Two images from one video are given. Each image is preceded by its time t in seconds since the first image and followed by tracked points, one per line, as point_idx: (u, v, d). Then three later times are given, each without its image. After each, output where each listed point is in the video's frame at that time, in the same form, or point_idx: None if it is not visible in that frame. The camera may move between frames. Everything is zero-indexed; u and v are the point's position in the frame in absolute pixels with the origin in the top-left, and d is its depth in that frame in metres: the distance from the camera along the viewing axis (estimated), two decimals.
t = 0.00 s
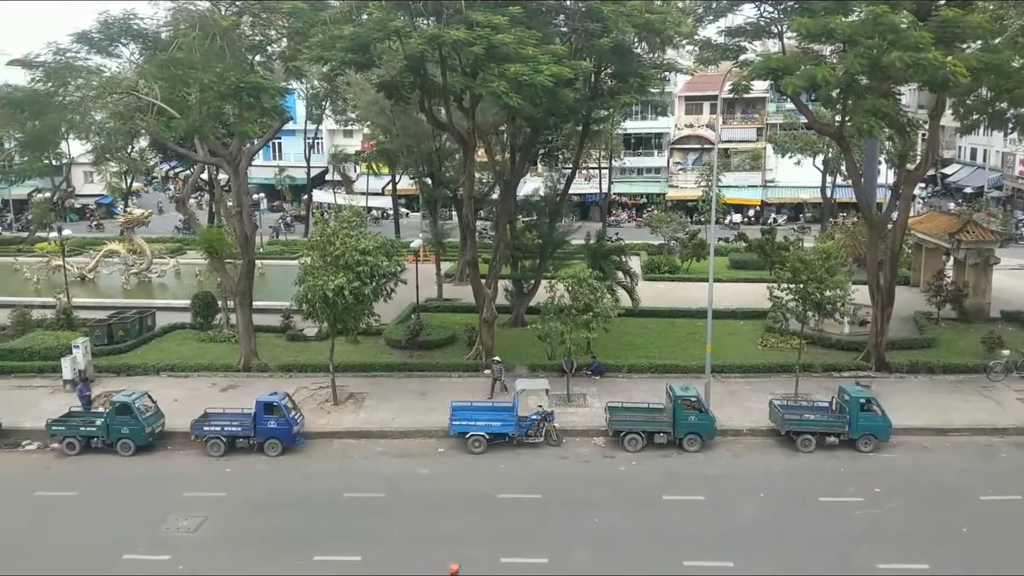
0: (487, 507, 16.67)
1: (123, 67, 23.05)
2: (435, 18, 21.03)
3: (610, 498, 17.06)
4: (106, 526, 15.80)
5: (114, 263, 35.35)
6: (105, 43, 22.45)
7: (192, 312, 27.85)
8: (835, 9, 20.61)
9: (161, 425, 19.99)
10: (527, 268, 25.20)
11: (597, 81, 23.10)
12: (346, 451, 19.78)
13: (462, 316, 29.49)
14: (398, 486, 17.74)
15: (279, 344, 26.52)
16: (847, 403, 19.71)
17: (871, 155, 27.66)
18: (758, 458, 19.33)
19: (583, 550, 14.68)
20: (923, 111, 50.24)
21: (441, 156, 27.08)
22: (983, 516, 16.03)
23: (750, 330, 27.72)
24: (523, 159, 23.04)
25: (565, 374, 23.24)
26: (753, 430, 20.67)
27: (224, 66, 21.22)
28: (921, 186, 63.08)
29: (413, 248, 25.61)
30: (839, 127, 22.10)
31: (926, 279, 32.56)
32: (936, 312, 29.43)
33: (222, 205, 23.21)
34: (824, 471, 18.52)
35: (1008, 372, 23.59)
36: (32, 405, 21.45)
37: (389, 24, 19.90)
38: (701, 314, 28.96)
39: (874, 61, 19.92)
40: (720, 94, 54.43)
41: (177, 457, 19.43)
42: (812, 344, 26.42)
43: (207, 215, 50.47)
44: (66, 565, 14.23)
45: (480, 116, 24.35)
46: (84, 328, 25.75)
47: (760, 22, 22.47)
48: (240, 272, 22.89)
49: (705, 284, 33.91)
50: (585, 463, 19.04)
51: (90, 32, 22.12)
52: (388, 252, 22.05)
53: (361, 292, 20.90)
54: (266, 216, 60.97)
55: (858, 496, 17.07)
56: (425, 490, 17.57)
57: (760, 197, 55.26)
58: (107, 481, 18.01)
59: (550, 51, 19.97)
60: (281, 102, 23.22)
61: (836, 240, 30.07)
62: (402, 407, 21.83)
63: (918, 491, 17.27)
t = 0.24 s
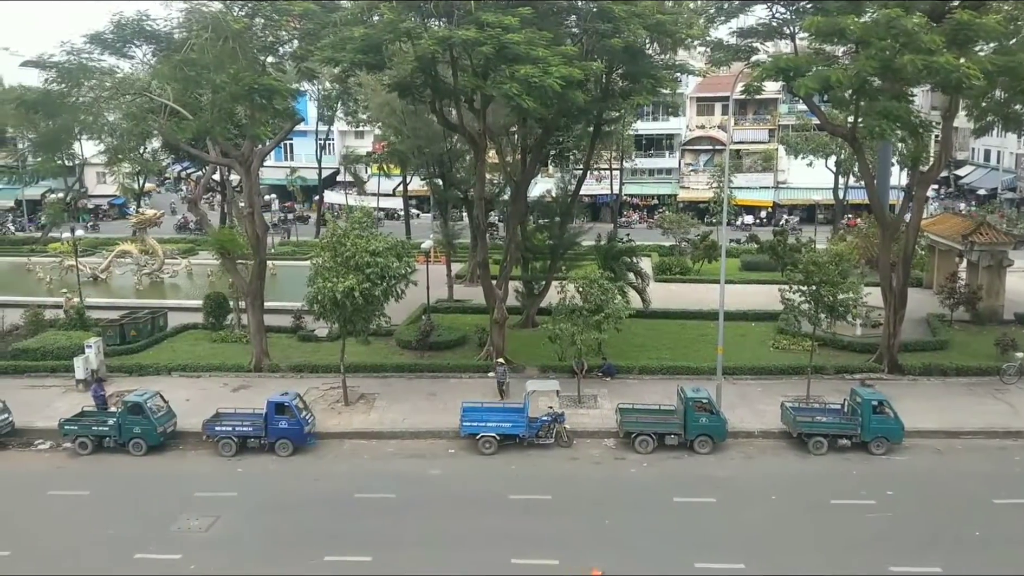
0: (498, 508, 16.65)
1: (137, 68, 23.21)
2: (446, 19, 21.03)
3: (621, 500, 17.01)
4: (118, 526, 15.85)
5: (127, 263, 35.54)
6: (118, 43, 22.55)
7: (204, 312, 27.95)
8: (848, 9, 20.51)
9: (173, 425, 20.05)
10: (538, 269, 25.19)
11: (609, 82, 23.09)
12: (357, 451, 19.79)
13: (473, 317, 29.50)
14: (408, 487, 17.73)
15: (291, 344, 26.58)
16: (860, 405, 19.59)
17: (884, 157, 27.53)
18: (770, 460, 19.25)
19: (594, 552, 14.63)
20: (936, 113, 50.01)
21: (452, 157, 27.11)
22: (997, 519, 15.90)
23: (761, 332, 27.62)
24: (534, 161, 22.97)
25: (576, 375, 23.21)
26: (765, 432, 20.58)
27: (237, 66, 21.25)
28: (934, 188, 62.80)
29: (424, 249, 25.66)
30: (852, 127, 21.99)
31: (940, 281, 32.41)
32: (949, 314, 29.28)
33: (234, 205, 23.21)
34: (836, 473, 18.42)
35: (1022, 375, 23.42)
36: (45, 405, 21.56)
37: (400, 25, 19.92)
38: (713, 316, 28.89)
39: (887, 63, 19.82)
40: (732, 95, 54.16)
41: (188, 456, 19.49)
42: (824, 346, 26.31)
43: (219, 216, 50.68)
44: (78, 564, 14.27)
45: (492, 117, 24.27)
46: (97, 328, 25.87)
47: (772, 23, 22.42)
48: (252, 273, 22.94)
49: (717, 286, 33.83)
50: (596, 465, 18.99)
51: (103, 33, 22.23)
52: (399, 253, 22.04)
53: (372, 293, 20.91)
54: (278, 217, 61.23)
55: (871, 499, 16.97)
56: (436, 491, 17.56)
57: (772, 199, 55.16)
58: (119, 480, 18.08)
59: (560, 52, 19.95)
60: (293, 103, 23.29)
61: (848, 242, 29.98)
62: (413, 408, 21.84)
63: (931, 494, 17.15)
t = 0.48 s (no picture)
0: (508, 510, 16.62)
1: (150, 69, 23.37)
2: (457, 21, 21.03)
3: (632, 502, 16.96)
4: (129, 525, 15.90)
5: (140, 264, 35.75)
6: (132, 45, 22.75)
7: (216, 313, 28.06)
8: (861, 9, 20.42)
9: (185, 424, 20.11)
10: (549, 271, 25.16)
11: (620, 83, 23.08)
12: (368, 452, 19.80)
13: (484, 318, 29.51)
14: (419, 488, 17.72)
15: (302, 345, 26.64)
16: (872, 409, 19.48)
17: (897, 159, 27.41)
18: (782, 463, 19.16)
19: (605, 555, 14.59)
20: (950, 115, 49.74)
21: (464, 159, 27.15)
22: (1011, 524, 15.76)
23: (773, 334, 27.52)
24: (546, 163, 22.95)
25: (587, 377, 23.18)
26: (777, 435, 20.50)
27: (251, 67, 21.36)
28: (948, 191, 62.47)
29: (435, 250, 25.71)
30: (866, 129, 21.89)
31: (954, 284, 32.28)
32: (963, 317, 29.18)
33: (247, 206, 23.27)
34: (848, 477, 18.32)
35: None
36: (58, 404, 21.68)
37: (412, 27, 19.96)
38: (725, 318, 28.81)
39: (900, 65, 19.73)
40: (746, 96, 53.93)
41: (200, 456, 19.55)
42: (837, 348, 26.20)
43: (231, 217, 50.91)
44: (90, 564, 14.32)
45: (504, 119, 24.26)
46: (110, 328, 26.00)
47: (785, 24, 22.37)
48: (264, 273, 23.00)
49: (728, 288, 33.75)
50: (607, 467, 18.95)
51: (117, 34, 22.43)
52: (410, 254, 22.01)
53: (383, 294, 20.94)
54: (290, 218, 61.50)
55: (883, 502, 16.86)
56: (446, 492, 17.55)
57: (784, 201, 55.03)
58: (131, 480, 18.14)
59: (572, 54, 19.94)
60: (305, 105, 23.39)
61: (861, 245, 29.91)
62: (424, 409, 21.85)
63: (944, 498, 17.02)
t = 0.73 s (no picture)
0: (518, 511, 16.60)
1: (163, 70, 23.40)
2: (469, 23, 21.03)
3: (642, 505, 16.91)
4: (140, 524, 15.94)
5: (152, 264, 35.92)
6: (145, 46, 22.76)
7: (228, 313, 28.15)
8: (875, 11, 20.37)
9: (196, 424, 20.17)
10: (559, 273, 25.13)
11: (631, 85, 23.07)
12: (378, 453, 19.82)
13: (494, 320, 29.52)
14: (428, 489, 17.72)
15: (313, 346, 26.69)
16: (884, 412, 19.39)
17: (909, 162, 27.29)
18: (793, 466, 19.08)
19: (615, 557, 14.55)
20: (963, 118, 49.51)
21: (475, 161, 27.16)
22: None
23: (784, 337, 27.44)
24: (556, 164, 22.95)
25: (597, 379, 23.15)
26: (788, 438, 20.42)
27: (263, 69, 21.38)
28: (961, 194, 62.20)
29: (446, 252, 25.74)
30: (878, 132, 21.80)
31: (966, 287, 32.12)
32: (975, 321, 29.02)
33: (259, 208, 23.32)
34: (859, 480, 18.23)
35: None
36: (71, 403, 21.77)
37: (424, 28, 19.99)
38: (735, 321, 28.74)
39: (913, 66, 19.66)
40: (758, 98, 53.83)
41: (210, 456, 19.60)
42: (849, 352, 26.10)
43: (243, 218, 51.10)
44: (100, 562, 14.36)
45: (515, 120, 24.26)
46: (122, 328, 26.12)
47: (798, 26, 22.32)
48: (275, 274, 23.05)
49: (739, 290, 33.67)
50: (617, 469, 18.91)
51: (130, 36, 22.46)
52: (421, 255, 22.03)
53: (394, 294, 20.95)
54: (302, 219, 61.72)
55: (894, 506, 16.77)
56: (455, 493, 17.54)
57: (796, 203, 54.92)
58: (142, 479, 18.20)
59: (583, 55, 19.91)
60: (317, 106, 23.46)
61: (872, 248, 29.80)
62: (434, 410, 21.85)
63: (956, 502, 16.92)
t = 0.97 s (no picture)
0: (528, 514, 16.57)
1: (177, 72, 23.36)
2: (481, 25, 21.00)
3: (653, 508, 16.86)
4: (152, 524, 15.99)
5: (164, 265, 36.10)
6: (159, 48, 22.72)
7: (240, 314, 28.24)
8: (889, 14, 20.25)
9: (208, 425, 20.22)
10: (570, 275, 25.07)
11: (643, 87, 23.05)
12: (388, 454, 19.84)
13: (505, 322, 29.52)
14: (438, 491, 17.72)
15: (324, 347, 26.74)
16: (896, 416, 19.28)
17: (923, 165, 27.15)
18: (805, 471, 18.99)
19: (625, 560, 14.51)
20: (978, 120, 49.20)
21: (486, 163, 27.14)
22: None
23: (796, 341, 27.33)
24: (568, 166, 22.94)
25: (608, 382, 23.11)
26: (800, 442, 20.33)
27: (275, 71, 21.49)
28: (976, 197, 61.83)
29: (457, 253, 25.74)
30: (891, 134, 21.69)
31: (980, 291, 31.90)
32: (990, 325, 28.81)
33: (271, 209, 23.33)
34: (871, 485, 18.13)
35: None
36: (83, 403, 21.88)
37: (436, 30, 20.01)
38: (747, 324, 28.65)
39: (927, 69, 19.55)
40: (771, 100, 53.42)
41: (222, 456, 19.65)
42: (861, 355, 26.00)
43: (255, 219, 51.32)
44: (112, 562, 14.40)
45: (526, 122, 24.23)
46: (134, 329, 26.23)
47: (811, 28, 22.25)
48: (286, 276, 23.06)
49: (751, 293, 33.57)
50: (627, 472, 18.87)
51: (144, 38, 22.42)
52: (432, 257, 22.00)
53: (405, 296, 20.94)
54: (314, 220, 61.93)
55: (907, 511, 16.67)
56: (465, 495, 17.53)
57: (809, 206, 54.74)
58: (154, 479, 18.26)
59: (595, 57, 19.87)
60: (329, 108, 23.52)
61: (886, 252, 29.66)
62: (444, 412, 21.86)
63: (969, 508, 16.80)
